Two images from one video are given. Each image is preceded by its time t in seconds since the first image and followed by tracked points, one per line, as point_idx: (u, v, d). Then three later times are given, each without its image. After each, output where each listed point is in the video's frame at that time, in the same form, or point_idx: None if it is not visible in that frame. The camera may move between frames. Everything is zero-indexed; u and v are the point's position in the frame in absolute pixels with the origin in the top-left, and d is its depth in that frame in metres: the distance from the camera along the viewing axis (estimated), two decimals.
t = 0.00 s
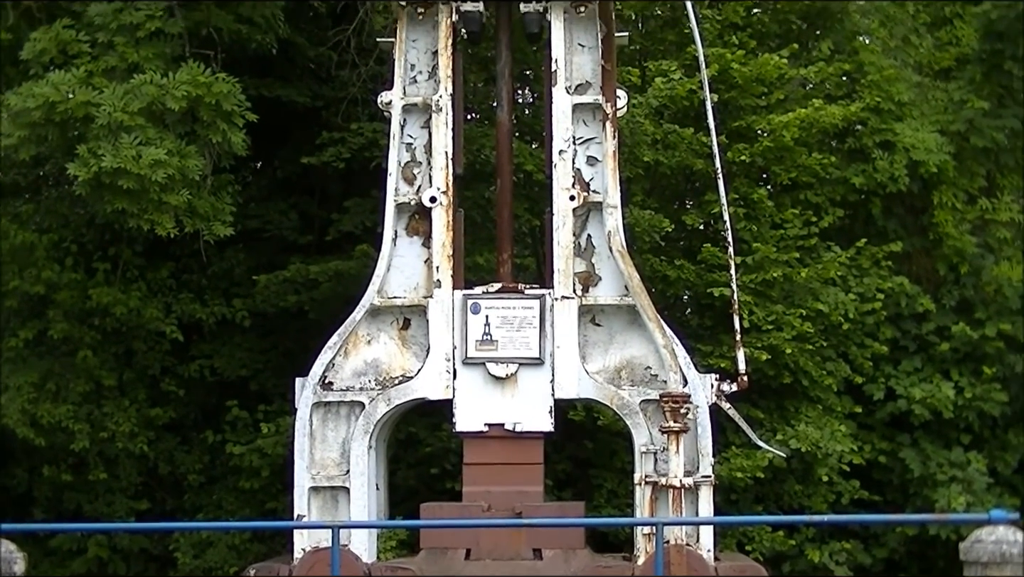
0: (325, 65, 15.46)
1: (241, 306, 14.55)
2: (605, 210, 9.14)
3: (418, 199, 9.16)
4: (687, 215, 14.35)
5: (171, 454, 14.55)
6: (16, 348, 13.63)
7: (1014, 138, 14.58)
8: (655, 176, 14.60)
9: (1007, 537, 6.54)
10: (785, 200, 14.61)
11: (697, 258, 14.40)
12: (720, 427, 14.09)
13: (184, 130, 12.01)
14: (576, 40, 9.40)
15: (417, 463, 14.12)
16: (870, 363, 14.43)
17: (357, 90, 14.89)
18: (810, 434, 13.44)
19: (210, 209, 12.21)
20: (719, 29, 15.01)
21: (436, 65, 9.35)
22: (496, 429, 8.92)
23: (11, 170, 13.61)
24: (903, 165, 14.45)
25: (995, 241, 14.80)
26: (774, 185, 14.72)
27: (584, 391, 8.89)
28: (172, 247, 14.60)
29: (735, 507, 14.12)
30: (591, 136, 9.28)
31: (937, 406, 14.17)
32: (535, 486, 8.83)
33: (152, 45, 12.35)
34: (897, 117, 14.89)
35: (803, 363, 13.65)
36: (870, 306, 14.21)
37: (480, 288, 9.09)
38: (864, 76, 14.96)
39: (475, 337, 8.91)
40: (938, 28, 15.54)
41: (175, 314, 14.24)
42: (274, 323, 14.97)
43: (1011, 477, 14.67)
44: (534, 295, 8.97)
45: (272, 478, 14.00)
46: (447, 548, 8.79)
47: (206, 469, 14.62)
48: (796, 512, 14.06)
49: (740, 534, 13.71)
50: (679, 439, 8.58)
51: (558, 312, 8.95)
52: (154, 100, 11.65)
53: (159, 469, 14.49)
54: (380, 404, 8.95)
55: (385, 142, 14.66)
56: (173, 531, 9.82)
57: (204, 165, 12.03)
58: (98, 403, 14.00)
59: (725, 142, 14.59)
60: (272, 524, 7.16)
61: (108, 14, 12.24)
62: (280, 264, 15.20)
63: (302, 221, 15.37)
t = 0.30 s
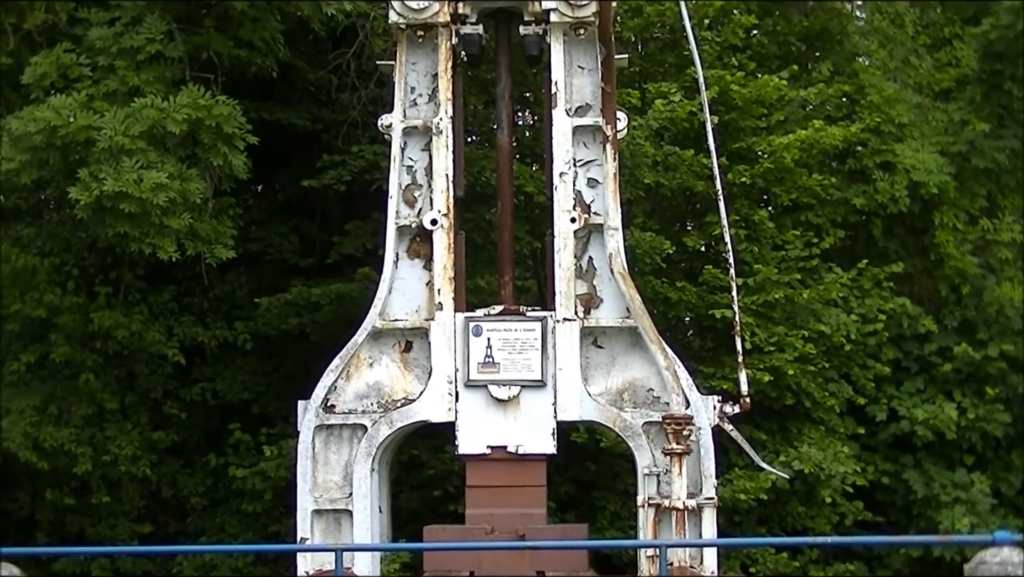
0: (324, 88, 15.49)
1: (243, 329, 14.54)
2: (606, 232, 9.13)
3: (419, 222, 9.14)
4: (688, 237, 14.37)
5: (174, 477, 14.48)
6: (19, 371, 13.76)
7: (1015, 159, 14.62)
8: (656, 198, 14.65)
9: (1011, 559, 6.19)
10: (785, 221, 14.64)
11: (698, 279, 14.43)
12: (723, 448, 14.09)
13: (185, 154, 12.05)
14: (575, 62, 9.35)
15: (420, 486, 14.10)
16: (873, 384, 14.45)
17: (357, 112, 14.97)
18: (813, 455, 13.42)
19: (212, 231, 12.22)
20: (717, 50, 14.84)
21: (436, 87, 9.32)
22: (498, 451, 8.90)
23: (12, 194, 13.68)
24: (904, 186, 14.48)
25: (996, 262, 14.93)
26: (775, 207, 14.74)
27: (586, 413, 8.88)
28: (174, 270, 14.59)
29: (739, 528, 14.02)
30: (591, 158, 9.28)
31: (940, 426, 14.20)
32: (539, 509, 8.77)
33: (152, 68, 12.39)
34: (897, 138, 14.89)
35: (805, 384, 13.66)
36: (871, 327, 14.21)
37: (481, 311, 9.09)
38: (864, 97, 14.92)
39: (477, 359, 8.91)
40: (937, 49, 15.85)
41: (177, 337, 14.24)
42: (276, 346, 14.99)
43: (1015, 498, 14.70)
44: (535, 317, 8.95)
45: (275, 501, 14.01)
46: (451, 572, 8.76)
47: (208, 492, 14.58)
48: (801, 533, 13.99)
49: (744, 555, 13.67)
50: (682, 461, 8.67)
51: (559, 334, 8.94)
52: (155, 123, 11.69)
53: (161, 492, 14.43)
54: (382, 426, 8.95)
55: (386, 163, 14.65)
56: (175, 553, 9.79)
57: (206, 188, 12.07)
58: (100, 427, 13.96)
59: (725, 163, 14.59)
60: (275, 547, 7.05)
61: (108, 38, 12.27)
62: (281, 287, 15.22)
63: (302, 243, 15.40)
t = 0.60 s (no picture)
0: (332, 102, 15.49)
1: (250, 343, 14.55)
2: (614, 246, 9.11)
3: (427, 235, 9.14)
4: (696, 250, 14.37)
5: (181, 491, 14.48)
6: (26, 385, 13.90)
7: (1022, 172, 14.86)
8: (664, 212, 14.65)
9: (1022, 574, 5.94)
10: (793, 235, 14.59)
11: (706, 293, 14.43)
12: (731, 462, 14.11)
13: (194, 167, 12.10)
14: (583, 76, 9.34)
15: (428, 499, 14.10)
16: (881, 397, 14.39)
17: (365, 126, 14.97)
18: (821, 469, 13.37)
19: (220, 245, 12.24)
20: (726, 64, 14.84)
21: (444, 101, 9.34)
22: (506, 465, 8.86)
23: (20, 207, 13.76)
24: (911, 200, 14.50)
25: (1004, 275, 14.92)
26: (783, 221, 14.67)
27: (594, 427, 8.85)
28: (182, 284, 14.65)
29: (747, 542, 14.00)
30: (598, 171, 9.26)
31: (948, 440, 14.13)
32: (546, 523, 8.69)
33: (161, 82, 12.45)
34: (905, 151, 14.83)
35: (813, 398, 13.65)
36: (879, 340, 14.16)
37: (488, 324, 9.08)
38: (872, 110, 14.89)
39: (484, 373, 8.87)
40: (944, 63, 15.95)
41: (184, 351, 14.25)
42: (284, 359, 15.00)
43: None
44: (543, 330, 8.94)
45: (282, 514, 14.00)
46: None
47: (216, 506, 14.58)
48: (808, 547, 13.98)
49: (753, 570, 13.66)
50: (689, 475, 8.56)
51: (567, 347, 8.92)
52: (163, 137, 11.72)
53: (169, 506, 14.42)
54: (390, 440, 8.93)
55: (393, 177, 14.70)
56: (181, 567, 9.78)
57: (214, 202, 12.11)
58: (107, 440, 13.97)
59: (733, 176, 14.45)
60: (284, 561, 6.91)
61: (118, 51, 12.33)
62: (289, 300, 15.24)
63: (310, 257, 15.45)
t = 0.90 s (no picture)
0: (338, 121, 15.58)
1: (255, 361, 14.58)
2: (618, 265, 9.07)
3: (432, 255, 9.09)
4: (701, 269, 14.38)
5: (185, 509, 14.49)
6: (31, 404, 13.85)
7: None
8: (669, 231, 14.60)
9: None
10: (797, 254, 14.62)
11: (711, 312, 14.44)
12: (735, 481, 14.10)
13: (199, 186, 12.12)
14: (588, 95, 9.31)
15: (431, 518, 14.10)
16: (886, 417, 14.37)
17: (370, 146, 15.12)
18: (825, 488, 13.38)
19: (225, 264, 12.30)
20: (731, 83, 14.84)
21: (449, 121, 9.29)
22: (510, 484, 8.84)
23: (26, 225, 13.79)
24: (917, 219, 14.48)
25: (1009, 294, 14.82)
26: (787, 240, 14.71)
27: (598, 446, 8.82)
28: (187, 303, 14.61)
29: (751, 562, 13.89)
30: (603, 191, 9.22)
31: (952, 459, 14.13)
32: (550, 542, 8.75)
33: (167, 101, 12.52)
34: (910, 170, 14.85)
35: (818, 417, 13.63)
36: (885, 360, 14.14)
37: (493, 344, 9.04)
38: (877, 130, 14.95)
39: (488, 392, 8.85)
40: (949, 82, 15.73)
41: (189, 369, 14.27)
42: (287, 378, 14.96)
43: None
44: (547, 350, 8.89)
45: (286, 533, 13.98)
46: None
47: (220, 525, 14.59)
48: (812, 567, 13.87)
49: None
50: (693, 494, 8.54)
51: (571, 366, 8.87)
52: (170, 155, 11.78)
53: (172, 525, 14.42)
54: (394, 459, 8.91)
55: (399, 196, 14.77)
56: None
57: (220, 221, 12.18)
58: (112, 459, 13.99)
59: (738, 196, 14.55)
60: None
61: (124, 71, 12.39)
62: (294, 319, 15.26)
63: (315, 276, 15.49)
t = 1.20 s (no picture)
0: (342, 133, 15.62)
1: (259, 372, 14.49)
2: (622, 276, 8.99)
3: (436, 265, 9.03)
4: (705, 279, 14.39)
5: (190, 520, 14.47)
6: (35, 415, 13.96)
7: None
8: (673, 241, 14.65)
9: None
10: (802, 264, 14.59)
11: (715, 322, 14.46)
12: (739, 491, 14.11)
13: (205, 198, 12.17)
14: (592, 106, 9.27)
15: (435, 529, 14.11)
16: (890, 427, 14.34)
17: (374, 157, 15.17)
18: (829, 498, 13.29)
19: (230, 274, 12.32)
20: (737, 93, 14.85)
21: (453, 132, 9.26)
22: (514, 494, 8.77)
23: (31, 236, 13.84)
24: (922, 230, 14.52)
25: (1013, 305, 14.97)
26: (792, 250, 14.66)
27: (602, 457, 8.74)
28: (192, 314, 14.66)
29: (756, 572, 13.91)
30: (607, 202, 9.17)
31: (957, 469, 14.09)
32: (553, 552, 8.65)
33: (172, 113, 12.55)
34: (915, 181, 14.83)
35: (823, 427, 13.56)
36: (889, 370, 14.10)
37: (497, 354, 8.99)
38: (881, 140, 14.94)
39: (492, 403, 8.78)
40: (953, 93, 16.01)
41: (194, 380, 14.24)
42: (291, 390, 15.02)
43: None
44: (552, 360, 8.82)
45: (290, 544, 13.94)
46: None
47: (224, 535, 14.59)
48: None
49: None
50: (697, 504, 8.48)
51: (575, 377, 8.82)
52: (175, 167, 11.80)
53: (177, 536, 14.40)
54: (398, 469, 8.80)
55: (402, 207, 14.72)
56: None
57: (224, 232, 12.18)
58: (116, 470, 13.97)
59: (742, 207, 14.53)
60: None
61: (129, 82, 12.39)
62: (298, 330, 15.28)
63: (319, 287, 15.52)
